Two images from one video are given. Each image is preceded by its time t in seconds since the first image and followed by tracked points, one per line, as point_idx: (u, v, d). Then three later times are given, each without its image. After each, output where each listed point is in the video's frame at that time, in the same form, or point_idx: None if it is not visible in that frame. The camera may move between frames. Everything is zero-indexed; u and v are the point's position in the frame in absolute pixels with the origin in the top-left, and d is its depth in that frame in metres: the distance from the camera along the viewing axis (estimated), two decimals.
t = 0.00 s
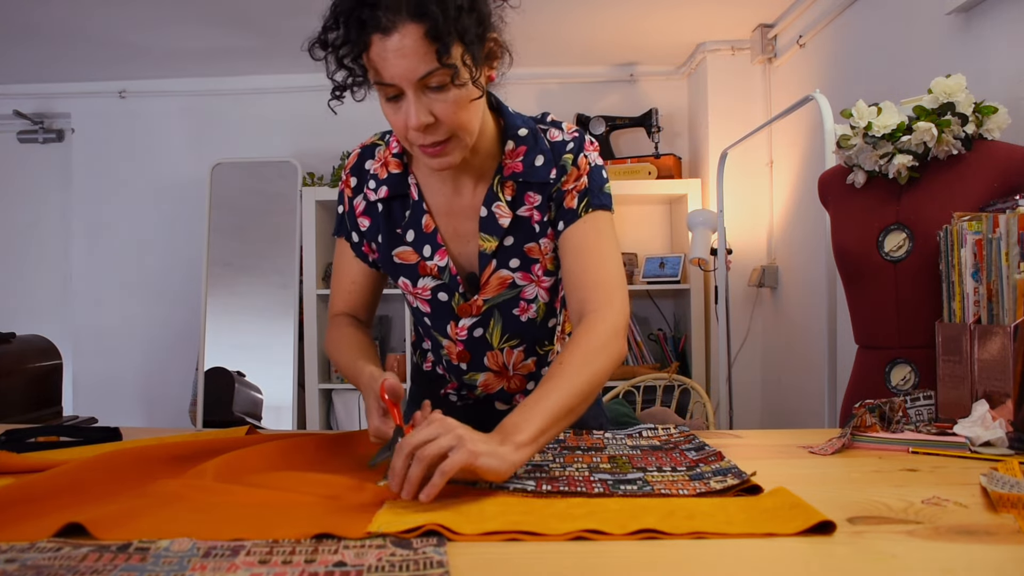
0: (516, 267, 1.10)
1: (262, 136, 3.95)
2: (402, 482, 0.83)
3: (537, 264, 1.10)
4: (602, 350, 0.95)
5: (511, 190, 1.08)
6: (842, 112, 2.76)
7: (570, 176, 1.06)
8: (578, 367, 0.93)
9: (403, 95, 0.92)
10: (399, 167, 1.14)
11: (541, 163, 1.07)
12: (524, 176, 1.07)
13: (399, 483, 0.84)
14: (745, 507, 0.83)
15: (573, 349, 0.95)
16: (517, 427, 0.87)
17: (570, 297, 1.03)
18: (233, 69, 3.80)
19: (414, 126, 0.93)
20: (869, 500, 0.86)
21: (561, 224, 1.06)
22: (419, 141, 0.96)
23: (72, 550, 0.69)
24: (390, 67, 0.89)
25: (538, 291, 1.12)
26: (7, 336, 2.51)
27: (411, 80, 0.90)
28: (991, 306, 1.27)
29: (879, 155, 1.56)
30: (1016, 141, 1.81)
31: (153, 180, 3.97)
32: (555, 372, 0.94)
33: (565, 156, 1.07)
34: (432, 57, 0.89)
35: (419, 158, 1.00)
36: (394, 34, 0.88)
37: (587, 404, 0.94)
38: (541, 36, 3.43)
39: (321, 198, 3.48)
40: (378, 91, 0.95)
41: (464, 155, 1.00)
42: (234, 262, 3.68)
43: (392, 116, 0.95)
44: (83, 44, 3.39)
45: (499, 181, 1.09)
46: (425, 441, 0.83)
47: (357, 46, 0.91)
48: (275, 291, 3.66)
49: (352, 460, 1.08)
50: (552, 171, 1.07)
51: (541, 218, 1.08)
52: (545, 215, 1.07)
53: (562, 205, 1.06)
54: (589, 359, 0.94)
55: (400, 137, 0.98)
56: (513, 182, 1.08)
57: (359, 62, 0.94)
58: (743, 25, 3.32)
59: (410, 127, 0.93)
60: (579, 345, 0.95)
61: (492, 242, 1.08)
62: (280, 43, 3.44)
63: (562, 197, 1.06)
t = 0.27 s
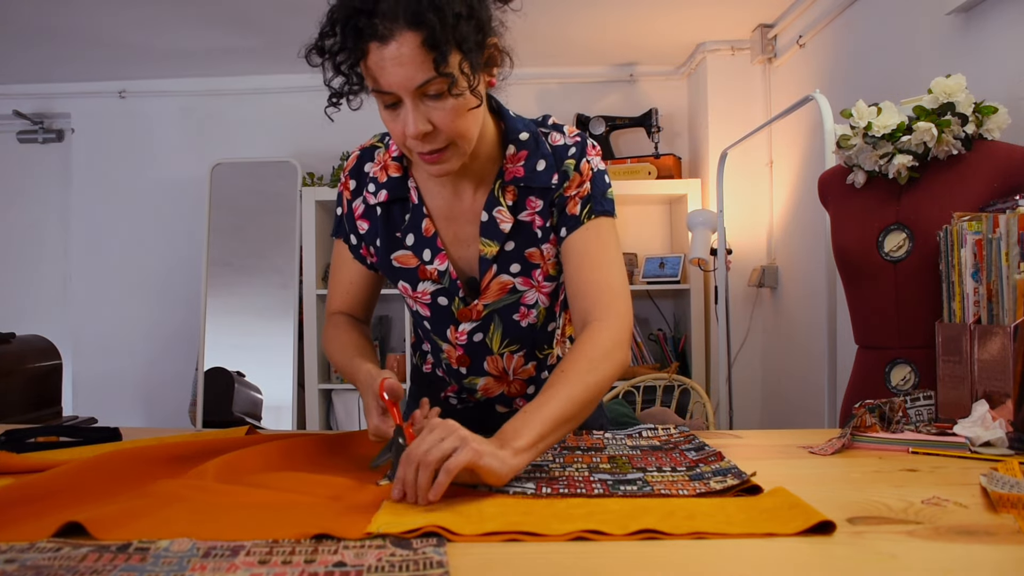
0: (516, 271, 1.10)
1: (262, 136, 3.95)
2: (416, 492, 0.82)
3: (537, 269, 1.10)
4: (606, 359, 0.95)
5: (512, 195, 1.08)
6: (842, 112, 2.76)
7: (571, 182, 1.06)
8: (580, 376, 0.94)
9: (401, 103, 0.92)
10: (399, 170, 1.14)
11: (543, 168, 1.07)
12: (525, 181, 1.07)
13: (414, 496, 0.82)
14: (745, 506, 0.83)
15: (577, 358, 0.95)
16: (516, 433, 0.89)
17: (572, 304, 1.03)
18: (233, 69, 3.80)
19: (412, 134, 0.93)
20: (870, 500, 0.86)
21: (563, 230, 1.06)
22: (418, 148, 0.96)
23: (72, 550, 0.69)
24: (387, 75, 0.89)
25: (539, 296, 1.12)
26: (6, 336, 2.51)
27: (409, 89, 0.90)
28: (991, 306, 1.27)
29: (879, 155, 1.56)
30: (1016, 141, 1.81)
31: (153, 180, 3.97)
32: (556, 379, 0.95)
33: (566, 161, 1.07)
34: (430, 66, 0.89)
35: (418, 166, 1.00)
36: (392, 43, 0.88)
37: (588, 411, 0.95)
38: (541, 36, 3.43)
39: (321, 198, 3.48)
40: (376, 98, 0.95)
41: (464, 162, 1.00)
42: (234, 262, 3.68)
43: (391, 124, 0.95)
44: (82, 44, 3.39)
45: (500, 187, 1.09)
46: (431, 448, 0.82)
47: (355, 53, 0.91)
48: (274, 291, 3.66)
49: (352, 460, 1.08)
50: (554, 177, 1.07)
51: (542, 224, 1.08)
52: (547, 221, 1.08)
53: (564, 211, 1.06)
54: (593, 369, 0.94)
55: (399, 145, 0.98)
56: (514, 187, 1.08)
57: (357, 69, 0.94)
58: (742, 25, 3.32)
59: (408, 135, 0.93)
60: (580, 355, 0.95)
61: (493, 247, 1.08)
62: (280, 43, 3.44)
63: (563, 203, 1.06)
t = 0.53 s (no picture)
0: (518, 271, 1.10)
1: (261, 136, 3.95)
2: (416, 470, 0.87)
3: (539, 269, 1.10)
4: (610, 361, 0.96)
5: (513, 195, 1.08)
6: (842, 112, 2.76)
7: (573, 182, 1.06)
8: (581, 378, 0.94)
9: (400, 102, 0.92)
10: (400, 170, 1.14)
11: (544, 167, 1.07)
12: (526, 181, 1.07)
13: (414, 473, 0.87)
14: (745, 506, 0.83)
15: (580, 359, 0.96)
16: (519, 428, 0.90)
17: (573, 306, 1.04)
18: (233, 69, 3.80)
19: (410, 132, 0.92)
20: (870, 501, 0.86)
21: (564, 231, 1.06)
22: (417, 148, 0.95)
23: (72, 550, 0.69)
24: (385, 73, 0.89)
25: (540, 296, 1.12)
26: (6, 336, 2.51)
27: (407, 86, 0.90)
28: (991, 306, 1.27)
29: (879, 155, 1.56)
30: (1017, 141, 1.81)
31: (153, 181, 3.97)
32: (558, 379, 0.95)
33: (567, 161, 1.07)
34: (427, 63, 0.89)
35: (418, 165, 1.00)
36: (389, 40, 0.88)
37: (588, 412, 0.96)
38: (541, 36, 3.43)
39: (321, 198, 3.48)
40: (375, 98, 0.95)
41: (464, 162, 1.00)
42: (234, 262, 3.68)
43: (390, 123, 0.95)
44: (82, 44, 3.39)
45: (501, 187, 1.08)
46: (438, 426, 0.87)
47: (353, 52, 0.92)
48: (274, 291, 3.66)
49: (352, 459, 1.08)
50: (555, 177, 1.06)
51: (543, 224, 1.08)
52: (548, 221, 1.08)
53: (566, 212, 1.06)
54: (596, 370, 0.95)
55: (399, 145, 0.98)
56: (515, 187, 1.08)
57: (355, 67, 0.94)
58: (742, 25, 3.31)
59: (406, 133, 0.93)
60: (581, 359, 0.96)
61: (495, 248, 1.08)
62: (279, 43, 3.44)
63: (564, 203, 1.06)
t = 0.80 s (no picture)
0: (519, 271, 1.10)
1: (261, 136, 3.95)
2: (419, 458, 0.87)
3: (540, 269, 1.11)
4: (612, 362, 0.96)
5: (514, 195, 1.08)
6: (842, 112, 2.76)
7: (575, 183, 1.06)
8: (581, 380, 0.94)
9: (401, 99, 0.92)
10: (402, 169, 1.14)
11: (546, 167, 1.07)
12: (527, 180, 1.07)
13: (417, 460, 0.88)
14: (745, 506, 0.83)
15: (580, 360, 0.96)
16: (524, 426, 0.90)
17: (575, 308, 1.04)
18: (232, 69, 3.80)
19: (411, 130, 0.92)
20: (870, 501, 0.86)
21: (565, 232, 1.06)
22: (419, 146, 0.95)
23: (72, 550, 0.69)
24: (386, 71, 0.89)
25: (541, 296, 1.12)
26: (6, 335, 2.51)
27: (408, 84, 0.89)
28: (991, 306, 1.27)
29: (879, 155, 1.56)
30: (1016, 141, 1.81)
31: (153, 181, 3.97)
32: (559, 379, 0.95)
33: (569, 162, 1.07)
34: (429, 60, 0.89)
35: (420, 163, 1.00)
36: (390, 38, 0.88)
37: (588, 413, 0.96)
38: (541, 36, 3.43)
39: (320, 198, 3.48)
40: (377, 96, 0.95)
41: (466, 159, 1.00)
42: (233, 262, 3.68)
43: (391, 121, 0.95)
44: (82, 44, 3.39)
45: (502, 186, 1.08)
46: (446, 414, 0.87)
47: (354, 50, 0.92)
48: (274, 292, 3.66)
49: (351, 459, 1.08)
50: (557, 177, 1.06)
51: (544, 224, 1.08)
52: (550, 221, 1.08)
53: (567, 212, 1.06)
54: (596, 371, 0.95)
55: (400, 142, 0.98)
56: (517, 186, 1.08)
57: (356, 66, 0.94)
58: (742, 25, 3.31)
59: (408, 131, 0.93)
60: (581, 360, 0.96)
61: (496, 247, 1.08)
62: (279, 44, 3.44)
63: (566, 204, 1.06)
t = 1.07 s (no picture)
0: (519, 271, 1.10)
1: (261, 136, 3.95)
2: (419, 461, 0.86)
3: (541, 269, 1.10)
4: (611, 362, 0.96)
5: (515, 194, 1.08)
6: (842, 112, 2.76)
7: (576, 184, 1.06)
8: (581, 379, 0.94)
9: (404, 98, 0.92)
10: (402, 168, 1.14)
11: (546, 167, 1.07)
12: (528, 180, 1.07)
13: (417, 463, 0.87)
14: (745, 506, 0.82)
15: (578, 361, 0.96)
16: (522, 427, 0.90)
17: (574, 308, 1.04)
18: (232, 69, 3.80)
19: (414, 129, 0.92)
20: (869, 501, 0.86)
21: (566, 232, 1.06)
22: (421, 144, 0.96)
23: (71, 550, 0.69)
24: (389, 69, 0.89)
25: (541, 295, 1.12)
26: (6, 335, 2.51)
27: (411, 82, 0.89)
28: (991, 306, 1.27)
29: (879, 155, 1.56)
30: (1016, 142, 1.81)
31: (153, 181, 3.97)
32: (558, 378, 0.96)
33: (570, 162, 1.07)
34: (432, 58, 0.89)
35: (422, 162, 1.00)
36: (393, 36, 0.88)
37: (586, 413, 0.96)
38: (541, 36, 3.43)
39: (320, 198, 3.48)
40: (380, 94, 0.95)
41: (468, 158, 1.00)
42: (233, 262, 3.68)
43: (394, 119, 0.95)
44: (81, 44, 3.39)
45: (503, 186, 1.08)
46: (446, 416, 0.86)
47: (357, 48, 0.92)
48: (274, 292, 3.66)
49: (351, 458, 1.08)
50: (558, 177, 1.06)
51: (544, 224, 1.08)
52: (550, 221, 1.08)
53: (567, 213, 1.06)
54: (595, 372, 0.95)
55: (402, 141, 0.98)
56: (517, 186, 1.08)
57: (359, 64, 0.94)
58: (742, 25, 3.31)
59: (410, 129, 0.93)
60: (581, 360, 0.96)
61: (496, 247, 1.08)
62: (279, 44, 3.44)
63: (567, 204, 1.06)
